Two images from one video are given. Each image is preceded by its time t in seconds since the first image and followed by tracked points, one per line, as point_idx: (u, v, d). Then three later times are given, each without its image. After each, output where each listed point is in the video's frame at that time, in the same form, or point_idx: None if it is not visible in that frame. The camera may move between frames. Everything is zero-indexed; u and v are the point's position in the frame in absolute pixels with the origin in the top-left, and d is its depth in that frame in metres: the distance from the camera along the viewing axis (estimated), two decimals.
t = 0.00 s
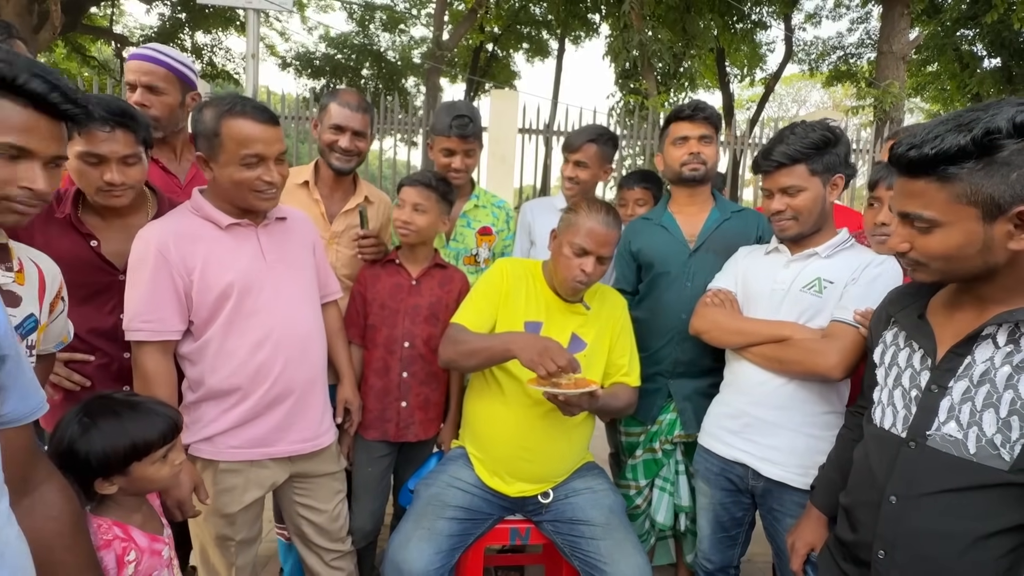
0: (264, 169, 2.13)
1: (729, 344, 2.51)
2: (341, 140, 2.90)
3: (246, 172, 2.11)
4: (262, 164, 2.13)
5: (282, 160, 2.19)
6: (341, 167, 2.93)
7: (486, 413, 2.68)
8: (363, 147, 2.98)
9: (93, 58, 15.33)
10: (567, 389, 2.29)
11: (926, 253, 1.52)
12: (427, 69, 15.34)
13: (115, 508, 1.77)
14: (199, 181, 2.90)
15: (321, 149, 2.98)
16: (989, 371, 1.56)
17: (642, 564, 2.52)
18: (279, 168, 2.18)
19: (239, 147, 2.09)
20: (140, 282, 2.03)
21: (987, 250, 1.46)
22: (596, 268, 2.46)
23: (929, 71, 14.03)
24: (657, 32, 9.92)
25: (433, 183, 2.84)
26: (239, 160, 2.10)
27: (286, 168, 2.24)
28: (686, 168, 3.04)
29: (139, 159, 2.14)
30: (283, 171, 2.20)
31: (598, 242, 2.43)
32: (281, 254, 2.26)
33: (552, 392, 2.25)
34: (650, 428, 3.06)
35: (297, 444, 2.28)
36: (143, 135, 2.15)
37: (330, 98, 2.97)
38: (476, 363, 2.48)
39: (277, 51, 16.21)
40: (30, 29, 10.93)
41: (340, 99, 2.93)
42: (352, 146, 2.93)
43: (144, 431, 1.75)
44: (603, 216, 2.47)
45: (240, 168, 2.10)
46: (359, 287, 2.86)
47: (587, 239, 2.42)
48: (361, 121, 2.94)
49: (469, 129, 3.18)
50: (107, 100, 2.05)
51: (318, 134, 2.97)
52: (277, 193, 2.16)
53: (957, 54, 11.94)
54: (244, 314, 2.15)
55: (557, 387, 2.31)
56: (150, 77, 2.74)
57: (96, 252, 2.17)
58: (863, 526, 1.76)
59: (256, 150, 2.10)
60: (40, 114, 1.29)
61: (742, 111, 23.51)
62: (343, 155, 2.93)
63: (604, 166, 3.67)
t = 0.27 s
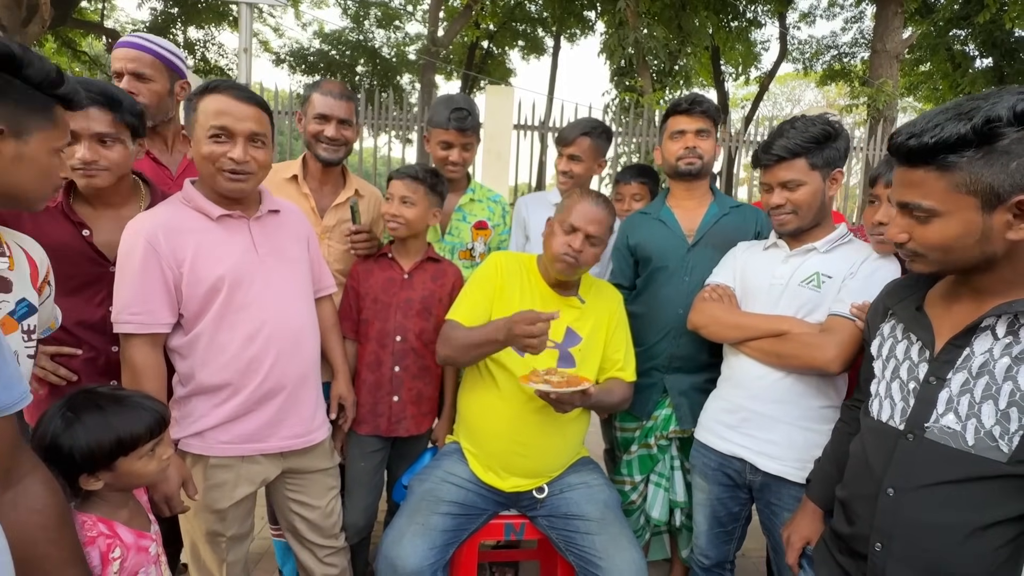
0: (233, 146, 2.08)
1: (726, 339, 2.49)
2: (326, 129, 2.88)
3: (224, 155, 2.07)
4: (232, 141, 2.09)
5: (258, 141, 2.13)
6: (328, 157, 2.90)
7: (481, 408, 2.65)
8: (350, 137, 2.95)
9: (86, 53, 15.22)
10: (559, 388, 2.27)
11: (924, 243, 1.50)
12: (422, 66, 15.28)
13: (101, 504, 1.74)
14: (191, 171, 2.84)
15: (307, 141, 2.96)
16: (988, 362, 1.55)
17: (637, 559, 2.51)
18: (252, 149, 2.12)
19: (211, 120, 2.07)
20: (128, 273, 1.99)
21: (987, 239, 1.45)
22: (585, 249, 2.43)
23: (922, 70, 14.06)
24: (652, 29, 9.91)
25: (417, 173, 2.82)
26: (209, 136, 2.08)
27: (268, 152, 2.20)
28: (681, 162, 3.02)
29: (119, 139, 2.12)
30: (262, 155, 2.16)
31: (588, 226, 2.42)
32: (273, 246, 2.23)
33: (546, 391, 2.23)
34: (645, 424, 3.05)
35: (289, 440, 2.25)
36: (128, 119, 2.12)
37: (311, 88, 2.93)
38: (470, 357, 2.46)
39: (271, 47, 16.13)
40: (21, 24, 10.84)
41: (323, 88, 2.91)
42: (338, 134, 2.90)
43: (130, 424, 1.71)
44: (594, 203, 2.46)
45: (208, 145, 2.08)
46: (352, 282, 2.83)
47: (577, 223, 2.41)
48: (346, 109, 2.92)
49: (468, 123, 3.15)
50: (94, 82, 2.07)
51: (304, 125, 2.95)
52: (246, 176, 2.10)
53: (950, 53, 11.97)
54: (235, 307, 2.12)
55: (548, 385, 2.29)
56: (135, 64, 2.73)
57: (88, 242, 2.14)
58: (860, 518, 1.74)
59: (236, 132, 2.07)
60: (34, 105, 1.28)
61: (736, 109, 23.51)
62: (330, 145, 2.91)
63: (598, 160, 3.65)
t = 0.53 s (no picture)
0: (253, 150, 2.13)
1: (716, 337, 2.53)
2: (315, 127, 2.89)
3: (232, 154, 2.09)
4: (250, 144, 2.13)
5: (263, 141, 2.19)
6: (317, 155, 2.92)
7: (473, 406, 2.68)
8: (339, 133, 2.97)
9: (75, 50, 15.12)
10: (545, 385, 2.30)
11: (909, 237, 1.55)
12: (415, 64, 15.28)
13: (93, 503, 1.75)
14: (180, 170, 2.84)
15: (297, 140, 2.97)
16: (969, 360, 1.58)
17: (628, 554, 2.54)
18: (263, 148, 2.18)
19: (225, 129, 2.08)
20: (121, 272, 1.99)
21: (970, 236, 1.49)
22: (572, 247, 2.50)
23: (910, 71, 14.18)
24: (644, 29, 9.95)
25: (415, 176, 2.84)
26: (226, 142, 2.08)
27: (269, 151, 2.24)
28: (671, 164, 3.07)
29: (111, 131, 2.12)
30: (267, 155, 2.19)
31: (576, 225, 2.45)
32: (266, 245, 2.25)
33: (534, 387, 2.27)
34: (635, 420, 3.08)
35: (283, 438, 2.27)
36: (122, 113, 2.15)
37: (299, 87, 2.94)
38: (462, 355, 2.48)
39: (262, 44, 16.05)
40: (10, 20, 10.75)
41: (311, 87, 2.92)
42: (326, 132, 2.92)
43: (119, 423, 1.73)
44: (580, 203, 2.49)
45: (224, 149, 2.08)
46: (347, 281, 2.86)
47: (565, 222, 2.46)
48: (335, 106, 2.94)
49: (462, 124, 3.17)
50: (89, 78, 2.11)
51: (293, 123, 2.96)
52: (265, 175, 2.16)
53: (936, 54, 12.08)
54: (228, 306, 2.13)
55: (535, 381, 2.32)
56: (115, 58, 2.73)
57: (83, 238, 2.15)
58: (844, 512, 1.78)
59: (243, 130, 2.10)
60: (9, 101, 1.26)
61: (728, 109, 23.62)
62: (320, 142, 2.92)
63: (590, 160, 3.69)
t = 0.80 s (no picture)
0: (240, 147, 2.13)
1: (700, 334, 2.56)
2: (306, 121, 2.88)
3: (220, 151, 2.08)
4: (238, 141, 2.12)
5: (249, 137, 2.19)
6: (307, 151, 2.91)
7: (459, 403, 2.69)
8: (328, 130, 2.95)
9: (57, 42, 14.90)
10: (528, 381, 2.31)
11: (888, 228, 1.57)
12: (403, 59, 15.21)
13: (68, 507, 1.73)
14: (154, 164, 2.71)
15: (288, 135, 2.95)
16: (945, 358, 1.61)
17: (613, 549, 2.56)
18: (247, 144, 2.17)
19: (212, 127, 2.06)
20: (98, 272, 1.96)
21: (945, 233, 1.52)
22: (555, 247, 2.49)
23: (894, 71, 14.32)
24: (633, 27, 9.97)
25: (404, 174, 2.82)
26: (215, 140, 2.07)
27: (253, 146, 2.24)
28: (657, 163, 3.09)
29: (84, 123, 2.08)
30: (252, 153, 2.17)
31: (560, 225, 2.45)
32: (248, 244, 2.25)
33: (514, 384, 2.27)
34: (621, 416, 3.10)
35: (267, 438, 2.27)
36: (98, 107, 2.11)
37: (292, 84, 2.93)
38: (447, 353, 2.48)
39: (248, 38, 15.90)
40: None
41: (303, 83, 2.91)
42: (317, 127, 2.90)
43: (90, 424, 1.70)
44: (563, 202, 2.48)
45: (213, 147, 2.07)
46: (332, 280, 2.84)
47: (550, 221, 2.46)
48: (325, 102, 2.93)
49: (446, 121, 3.16)
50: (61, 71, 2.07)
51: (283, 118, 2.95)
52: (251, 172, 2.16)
53: (919, 54, 12.19)
54: (209, 305, 2.12)
55: (519, 378, 2.33)
56: (71, 48, 2.62)
57: (61, 234, 2.14)
58: (824, 508, 1.81)
59: (230, 128, 2.09)
60: None
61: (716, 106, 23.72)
62: (309, 138, 2.90)
63: (577, 158, 3.69)
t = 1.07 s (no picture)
0: (213, 138, 2.10)
1: (681, 330, 2.59)
2: (289, 118, 2.87)
3: (192, 143, 2.06)
4: (210, 132, 2.10)
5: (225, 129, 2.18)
6: (291, 149, 2.89)
7: (444, 400, 2.70)
8: (312, 126, 2.95)
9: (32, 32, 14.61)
10: (514, 376, 2.32)
11: (865, 223, 1.61)
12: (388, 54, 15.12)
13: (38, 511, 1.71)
14: (123, 157, 2.62)
15: (270, 132, 2.94)
16: (918, 352, 1.65)
17: (596, 543, 2.58)
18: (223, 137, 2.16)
19: (183, 117, 2.04)
20: (69, 266, 1.93)
21: (919, 228, 1.56)
22: (534, 229, 2.50)
23: (874, 71, 14.51)
24: (618, 24, 10.00)
25: (385, 170, 2.81)
26: (185, 130, 2.04)
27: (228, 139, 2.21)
28: (639, 161, 3.12)
29: (42, 113, 2.03)
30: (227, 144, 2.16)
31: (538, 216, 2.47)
32: (226, 240, 2.24)
33: (501, 378, 2.27)
34: (604, 410, 3.13)
35: (248, 437, 2.27)
36: (58, 96, 2.06)
37: (274, 80, 2.91)
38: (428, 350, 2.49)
39: (229, 30, 15.69)
40: None
41: (283, 78, 2.89)
42: (301, 124, 2.89)
43: (64, 423, 1.69)
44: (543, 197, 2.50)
45: (184, 137, 2.05)
46: (313, 278, 2.82)
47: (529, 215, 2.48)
48: (307, 98, 2.92)
49: (431, 117, 3.15)
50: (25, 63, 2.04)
51: (266, 114, 2.92)
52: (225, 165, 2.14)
53: (897, 55, 12.36)
54: (185, 301, 2.10)
55: (505, 374, 2.33)
56: (26, 37, 2.48)
57: (32, 229, 2.12)
58: (800, 500, 1.85)
59: (201, 118, 2.07)
60: None
61: (700, 104, 23.85)
62: (292, 135, 2.88)
63: (566, 153, 3.71)
